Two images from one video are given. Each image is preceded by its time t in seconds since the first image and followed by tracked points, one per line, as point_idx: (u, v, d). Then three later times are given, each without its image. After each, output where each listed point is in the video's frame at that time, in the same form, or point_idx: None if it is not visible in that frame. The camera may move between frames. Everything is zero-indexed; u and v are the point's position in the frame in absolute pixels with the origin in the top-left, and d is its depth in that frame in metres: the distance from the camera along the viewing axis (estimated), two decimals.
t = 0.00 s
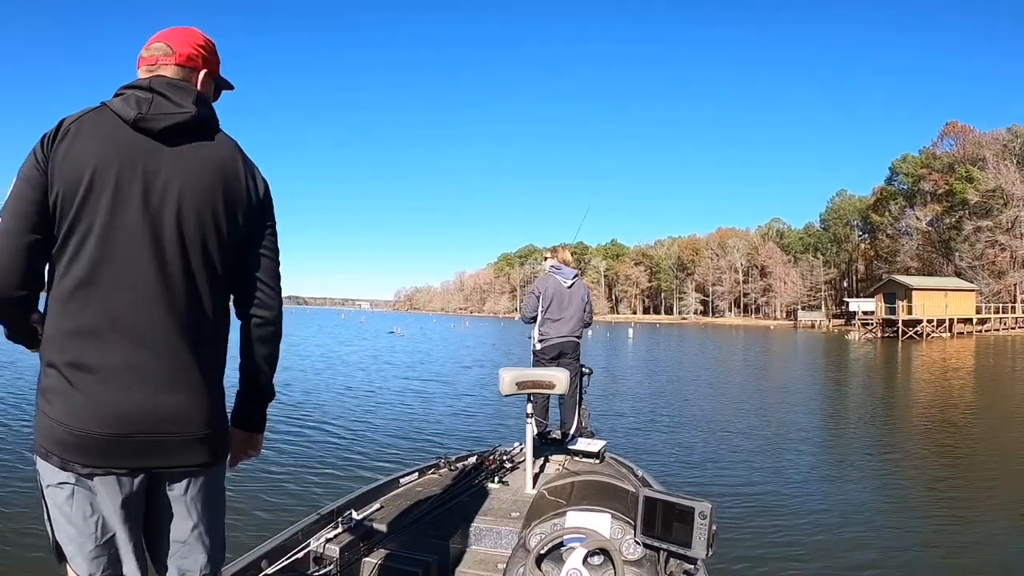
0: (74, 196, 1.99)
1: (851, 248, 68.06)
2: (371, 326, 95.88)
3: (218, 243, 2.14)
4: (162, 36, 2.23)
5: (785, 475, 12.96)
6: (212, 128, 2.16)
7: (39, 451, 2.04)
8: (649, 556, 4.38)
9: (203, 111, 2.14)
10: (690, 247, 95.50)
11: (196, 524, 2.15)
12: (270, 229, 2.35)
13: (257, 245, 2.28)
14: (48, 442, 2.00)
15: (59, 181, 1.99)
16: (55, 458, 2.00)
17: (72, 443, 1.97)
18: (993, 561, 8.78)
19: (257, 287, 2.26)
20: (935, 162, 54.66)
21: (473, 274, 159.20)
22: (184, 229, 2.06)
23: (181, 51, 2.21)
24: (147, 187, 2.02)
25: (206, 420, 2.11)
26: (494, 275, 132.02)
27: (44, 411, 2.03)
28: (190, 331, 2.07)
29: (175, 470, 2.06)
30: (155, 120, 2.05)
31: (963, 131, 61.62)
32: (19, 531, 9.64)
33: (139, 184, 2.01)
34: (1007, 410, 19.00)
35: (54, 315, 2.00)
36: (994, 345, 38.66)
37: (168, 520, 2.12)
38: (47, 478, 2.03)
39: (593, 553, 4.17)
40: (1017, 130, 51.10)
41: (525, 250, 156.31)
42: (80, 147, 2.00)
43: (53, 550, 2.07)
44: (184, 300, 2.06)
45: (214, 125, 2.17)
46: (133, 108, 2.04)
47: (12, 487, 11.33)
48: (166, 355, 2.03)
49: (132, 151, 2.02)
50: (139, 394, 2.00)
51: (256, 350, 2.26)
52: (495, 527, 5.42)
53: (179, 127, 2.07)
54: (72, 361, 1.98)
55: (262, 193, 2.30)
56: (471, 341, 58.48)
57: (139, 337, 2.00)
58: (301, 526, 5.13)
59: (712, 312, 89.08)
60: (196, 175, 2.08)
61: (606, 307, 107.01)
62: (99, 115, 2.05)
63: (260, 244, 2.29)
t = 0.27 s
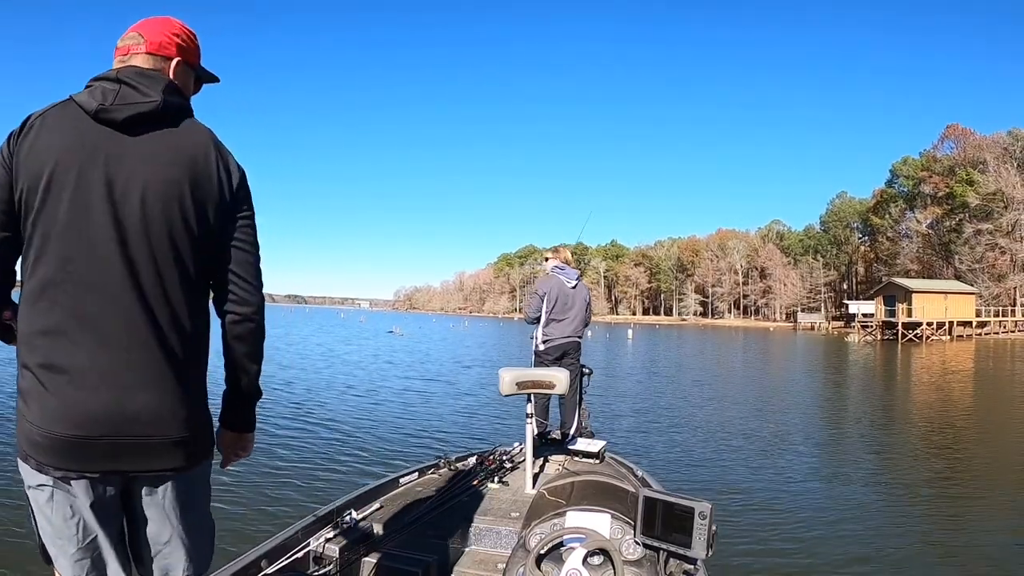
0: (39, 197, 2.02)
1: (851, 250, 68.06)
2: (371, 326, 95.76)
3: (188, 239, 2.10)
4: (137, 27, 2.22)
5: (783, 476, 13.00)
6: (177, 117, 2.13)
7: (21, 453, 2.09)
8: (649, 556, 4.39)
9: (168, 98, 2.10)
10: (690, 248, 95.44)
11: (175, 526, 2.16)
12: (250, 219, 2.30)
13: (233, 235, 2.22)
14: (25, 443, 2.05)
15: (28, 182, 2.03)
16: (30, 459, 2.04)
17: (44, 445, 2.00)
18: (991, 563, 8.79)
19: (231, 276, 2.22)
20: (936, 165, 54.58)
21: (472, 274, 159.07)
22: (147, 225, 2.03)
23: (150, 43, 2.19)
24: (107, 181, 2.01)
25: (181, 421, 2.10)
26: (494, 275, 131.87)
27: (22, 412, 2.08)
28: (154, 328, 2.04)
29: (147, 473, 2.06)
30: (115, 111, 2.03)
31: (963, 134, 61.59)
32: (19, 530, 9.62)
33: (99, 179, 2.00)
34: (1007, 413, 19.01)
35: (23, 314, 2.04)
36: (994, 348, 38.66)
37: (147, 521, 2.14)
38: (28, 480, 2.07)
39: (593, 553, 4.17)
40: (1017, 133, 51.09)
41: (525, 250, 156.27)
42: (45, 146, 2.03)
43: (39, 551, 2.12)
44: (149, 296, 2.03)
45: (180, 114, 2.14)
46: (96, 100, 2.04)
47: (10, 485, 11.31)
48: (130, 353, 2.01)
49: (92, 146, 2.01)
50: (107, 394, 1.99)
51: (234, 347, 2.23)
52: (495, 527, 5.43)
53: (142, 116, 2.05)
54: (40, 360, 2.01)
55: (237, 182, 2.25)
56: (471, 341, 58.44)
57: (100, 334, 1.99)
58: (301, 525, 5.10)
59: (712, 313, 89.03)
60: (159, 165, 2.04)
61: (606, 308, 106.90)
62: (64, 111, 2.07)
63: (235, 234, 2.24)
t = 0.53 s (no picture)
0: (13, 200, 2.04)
1: (851, 253, 68.01)
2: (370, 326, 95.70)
3: (165, 232, 2.09)
4: (109, 21, 2.23)
5: (780, 478, 13.06)
6: (148, 107, 2.12)
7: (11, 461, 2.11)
8: (649, 556, 4.40)
9: (134, 88, 2.10)
10: (690, 250, 95.43)
11: (159, 529, 2.16)
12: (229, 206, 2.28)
13: (210, 223, 2.21)
14: (12, 453, 2.07)
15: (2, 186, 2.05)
16: (16, 465, 2.06)
17: (26, 451, 2.02)
18: (988, 566, 8.81)
19: (208, 263, 2.20)
20: (936, 168, 54.37)
21: (472, 274, 158.94)
22: (118, 218, 2.01)
23: (120, 36, 2.20)
24: (77, 177, 2.01)
25: (164, 419, 2.09)
26: (494, 276, 131.81)
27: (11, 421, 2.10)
28: (127, 322, 2.02)
29: (126, 476, 2.04)
30: (80, 104, 2.04)
31: (964, 137, 61.56)
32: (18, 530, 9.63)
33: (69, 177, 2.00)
34: (1005, 417, 19.04)
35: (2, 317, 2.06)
36: (994, 352, 38.65)
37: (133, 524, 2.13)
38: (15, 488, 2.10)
39: (593, 553, 4.18)
40: (1018, 137, 51.06)
41: (525, 251, 156.22)
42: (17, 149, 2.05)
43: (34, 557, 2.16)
44: (124, 290, 2.02)
45: (151, 103, 2.14)
46: (63, 97, 2.05)
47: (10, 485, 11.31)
48: (104, 350, 2.00)
49: (61, 143, 2.02)
50: (87, 396, 1.99)
51: (218, 337, 2.24)
52: (495, 527, 5.43)
53: (108, 107, 2.05)
54: (17, 363, 2.02)
55: (213, 170, 2.23)
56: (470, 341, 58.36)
57: (70, 331, 1.98)
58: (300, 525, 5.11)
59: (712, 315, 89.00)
60: (127, 156, 2.03)
61: (606, 310, 106.82)
62: (35, 112, 2.09)
63: (212, 221, 2.22)
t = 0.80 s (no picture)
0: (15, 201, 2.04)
1: (850, 255, 67.98)
2: (369, 326, 95.69)
3: (167, 231, 2.10)
4: (106, 22, 2.23)
5: (781, 480, 13.06)
6: (151, 109, 2.13)
7: (12, 462, 2.09)
8: (649, 556, 4.41)
9: (133, 87, 2.10)
10: (689, 251, 95.35)
11: (165, 530, 2.16)
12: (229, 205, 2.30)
13: (213, 220, 2.23)
14: (16, 451, 2.07)
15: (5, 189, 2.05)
16: (21, 465, 2.05)
17: (32, 450, 2.02)
18: (986, 568, 8.83)
19: (213, 263, 2.22)
20: (937, 171, 54.05)
21: (472, 275, 158.82)
22: (122, 216, 2.02)
23: (119, 36, 2.20)
24: (80, 177, 2.01)
25: (170, 417, 2.10)
26: (493, 277, 131.81)
27: (13, 420, 2.09)
28: (130, 320, 2.04)
29: (131, 472, 2.05)
30: (81, 104, 2.04)
31: (964, 140, 61.57)
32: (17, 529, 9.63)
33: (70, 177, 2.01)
34: (1004, 420, 19.06)
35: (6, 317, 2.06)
36: (993, 355, 38.63)
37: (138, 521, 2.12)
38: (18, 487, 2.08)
39: (593, 553, 4.18)
40: (1018, 140, 51.06)
41: (525, 251, 156.11)
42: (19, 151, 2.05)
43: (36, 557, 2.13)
44: (127, 289, 2.03)
45: (153, 104, 2.15)
46: (63, 97, 2.05)
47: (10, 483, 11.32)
48: (108, 348, 2.01)
49: (61, 144, 2.02)
50: (93, 396, 2.00)
51: (222, 335, 2.23)
52: (495, 528, 5.43)
53: (107, 107, 2.05)
54: (24, 365, 2.03)
55: (214, 168, 2.24)
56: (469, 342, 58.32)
57: (73, 329, 1.99)
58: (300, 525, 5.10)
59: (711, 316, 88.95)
60: (129, 156, 2.03)
61: (605, 311, 106.75)
62: (34, 113, 2.09)
63: (216, 219, 2.25)
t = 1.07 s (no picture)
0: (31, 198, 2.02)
1: (850, 254, 68.04)
2: (368, 326, 95.69)
3: (182, 233, 2.11)
4: (125, 27, 2.23)
5: (782, 479, 13.07)
6: (169, 115, 2.15)
7: (20, 457, 2.07)
8: (649, 556, 4.42)
9: (152, 94, 2.10)
10: (689, 251, 95.46)
11: (174, 525, 2.15)
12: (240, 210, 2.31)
13: (225, 227, 2.24)
14: (25, 447, 2.05)
15: (21, 185, 2.03)
16: (30, 460, 2.03)
17: (43, 446, 2.00)
18: (987, 568, 8.84)
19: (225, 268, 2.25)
20: (935, 170, 54.32)
21: (471, 275, 158.86)
22: (138, 219, 2.03)
23: (136, 40, 2.20)
24: (96, 180, 2.01)
25: (182, 415, 2.12)
26: (492, 277, 131.74)
27: (22, 416, 2.07)
28: (145, 320, 2.05)
29: (143, 467, 2.05)
30: (100, 109, 2.04)
31: (963, 139, 61.66)
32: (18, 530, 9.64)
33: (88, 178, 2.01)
34: (1004, 419, 19.09)
35: (21, 317, 2.05)
36: (993, 354, 38.68)
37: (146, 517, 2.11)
38: (26, 482, 2.06)
39: (593, 553, 4.18)
40: (1017, 139, 51.08)
41: (524, 251, 156.15)
42: (35, 147, 2.03)
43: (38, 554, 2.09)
44: (142, 292, 2.04)
45: (172, 110, 2.16)
46: (81, 100, 2.05)
47: (11, 485, 11.33)
48: (123, 347, 2.02)
49: (80, 144, 2.02)
50: (109, 393, 2.00)
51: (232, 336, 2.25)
52: (495, 527, 5.41)
53: (125, 112, 2.05)
54: (40, 363, 2.01)
55: (227, 175, 2.25)
56: (468, 342, 58.36)
57: (90, 328, 1.99)
58: (300, 525, 5.11)
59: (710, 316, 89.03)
60: (146, 160, 2.05)
61: (604, 311, 106.84)
62: (50, 113, 2.07)
63: (230, 229, 2.28)
